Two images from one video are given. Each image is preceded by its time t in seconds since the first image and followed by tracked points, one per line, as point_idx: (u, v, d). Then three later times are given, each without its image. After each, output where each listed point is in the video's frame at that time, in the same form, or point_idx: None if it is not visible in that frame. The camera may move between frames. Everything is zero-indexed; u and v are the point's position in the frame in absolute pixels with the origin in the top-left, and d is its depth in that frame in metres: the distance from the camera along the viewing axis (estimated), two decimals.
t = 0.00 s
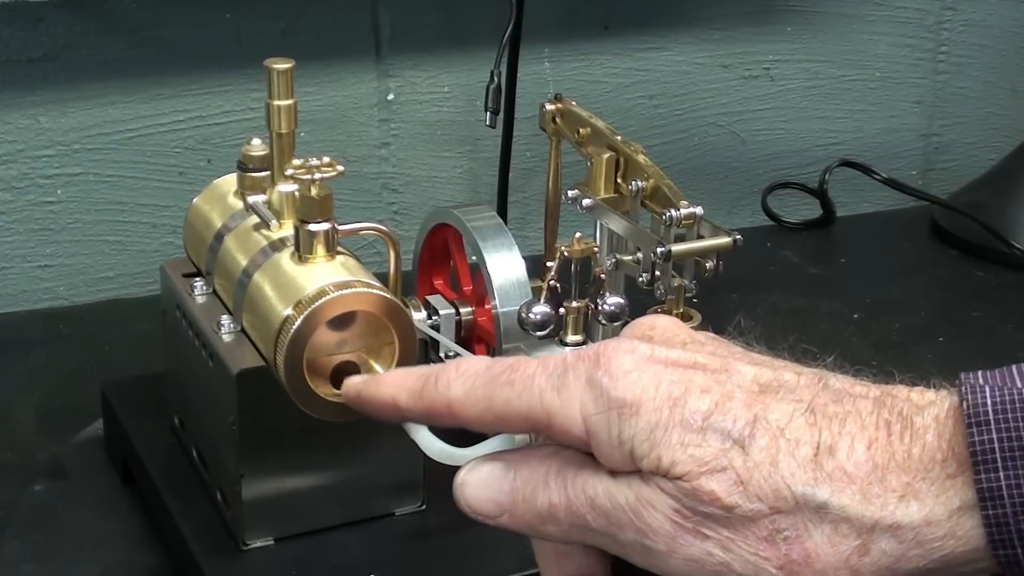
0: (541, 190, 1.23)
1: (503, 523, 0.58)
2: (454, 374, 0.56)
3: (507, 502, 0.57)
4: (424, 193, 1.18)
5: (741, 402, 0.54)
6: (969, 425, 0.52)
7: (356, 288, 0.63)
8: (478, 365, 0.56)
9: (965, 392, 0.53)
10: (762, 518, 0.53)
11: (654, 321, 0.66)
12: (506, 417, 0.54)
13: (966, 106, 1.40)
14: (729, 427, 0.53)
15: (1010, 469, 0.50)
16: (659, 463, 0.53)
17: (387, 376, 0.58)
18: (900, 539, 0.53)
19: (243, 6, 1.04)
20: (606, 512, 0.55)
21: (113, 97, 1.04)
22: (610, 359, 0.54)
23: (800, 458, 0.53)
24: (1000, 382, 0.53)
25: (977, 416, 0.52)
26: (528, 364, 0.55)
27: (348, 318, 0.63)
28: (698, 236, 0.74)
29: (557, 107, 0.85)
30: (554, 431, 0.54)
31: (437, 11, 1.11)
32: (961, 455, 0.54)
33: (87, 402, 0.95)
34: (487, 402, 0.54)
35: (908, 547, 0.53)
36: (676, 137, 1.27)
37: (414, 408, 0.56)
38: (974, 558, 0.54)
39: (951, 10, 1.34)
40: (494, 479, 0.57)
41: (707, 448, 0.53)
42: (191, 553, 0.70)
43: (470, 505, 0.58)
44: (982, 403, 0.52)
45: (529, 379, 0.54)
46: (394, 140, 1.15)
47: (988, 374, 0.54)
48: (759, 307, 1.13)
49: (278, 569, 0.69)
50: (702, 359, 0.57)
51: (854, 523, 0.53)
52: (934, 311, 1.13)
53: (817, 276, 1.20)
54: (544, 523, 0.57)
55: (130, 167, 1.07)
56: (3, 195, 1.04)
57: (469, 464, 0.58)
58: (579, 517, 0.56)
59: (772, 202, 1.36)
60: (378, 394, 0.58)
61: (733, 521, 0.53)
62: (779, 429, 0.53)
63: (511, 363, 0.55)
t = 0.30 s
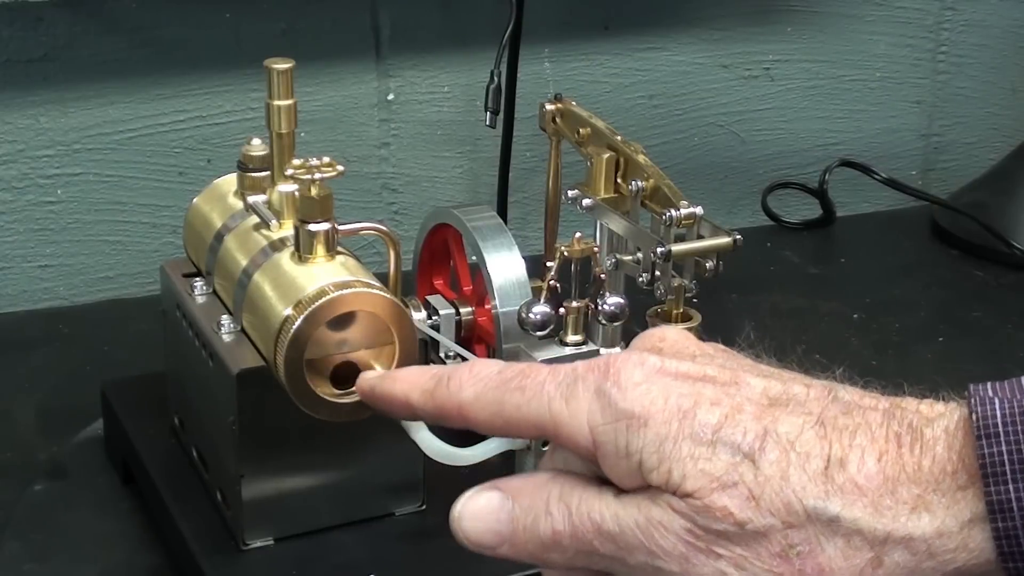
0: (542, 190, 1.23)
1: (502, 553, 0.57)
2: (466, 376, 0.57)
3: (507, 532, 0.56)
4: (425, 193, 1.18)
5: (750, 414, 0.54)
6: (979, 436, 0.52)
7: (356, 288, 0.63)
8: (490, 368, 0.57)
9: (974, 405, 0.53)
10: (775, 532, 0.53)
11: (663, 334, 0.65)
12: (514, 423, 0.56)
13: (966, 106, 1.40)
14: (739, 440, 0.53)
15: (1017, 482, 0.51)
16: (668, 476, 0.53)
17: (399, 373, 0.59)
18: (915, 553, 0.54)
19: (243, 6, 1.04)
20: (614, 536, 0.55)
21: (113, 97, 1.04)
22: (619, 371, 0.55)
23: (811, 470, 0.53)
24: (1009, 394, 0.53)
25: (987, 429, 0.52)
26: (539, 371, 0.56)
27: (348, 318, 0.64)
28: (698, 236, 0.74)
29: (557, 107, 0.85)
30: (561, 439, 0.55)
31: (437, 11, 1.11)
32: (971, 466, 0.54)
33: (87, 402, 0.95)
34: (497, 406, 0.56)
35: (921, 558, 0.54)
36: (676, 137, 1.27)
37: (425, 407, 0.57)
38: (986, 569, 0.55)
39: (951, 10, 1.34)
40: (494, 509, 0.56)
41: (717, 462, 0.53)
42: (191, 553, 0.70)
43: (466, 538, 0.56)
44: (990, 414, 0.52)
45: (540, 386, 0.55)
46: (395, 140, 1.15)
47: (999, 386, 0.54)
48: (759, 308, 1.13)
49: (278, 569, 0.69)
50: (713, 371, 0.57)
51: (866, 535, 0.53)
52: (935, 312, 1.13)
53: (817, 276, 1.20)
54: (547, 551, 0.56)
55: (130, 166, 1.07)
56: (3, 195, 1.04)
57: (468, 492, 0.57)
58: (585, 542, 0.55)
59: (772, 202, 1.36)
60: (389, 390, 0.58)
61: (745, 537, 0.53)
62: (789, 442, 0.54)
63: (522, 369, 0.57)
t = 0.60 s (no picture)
0: (541, 190, 1.23)
1: None
2: (414, 386, 0.57)
3: (455, 554, 0.55)
4: (425, 193, 1.18)
5: (702, 423, 0.54)
6: (933, 439, 0.51)
7: (356, 287, 0.63)
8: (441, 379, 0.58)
9: (928, 408, 0.52)
10: (729, 541, 0.52)
11: (614, 343, 0.64)
12: (464, 434, 0.56)
13: (967, 106, 1.40)
14: (690, 449, 0.53)
15: (973, 484, 0.50)
16: (621, 487, 0.53)
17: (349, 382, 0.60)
18: (868, 556, 0.52)
19: (243, 6, 1.04)
20: (567, 552, 0.54)
21: (113, 97, 1.04)
22: (568, 383, 0.55)
23: (763, 478, 0.52)
24: (961, 397, 0.52)
25: (941, 432, 0.51)
26: (490, 381, 0.57)
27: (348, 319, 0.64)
28: (698, 236, 0.74)
29: (557, 107, 0.85)
30: (512, 449, 0.56)
31: (436, 11, 1.11)
32: (925, 470, 0.52)
33: (87, 402, 0.95)
34: (447, 417, 0.56)
35: (877, 562, 0.52)
36: (676, 137, 1.27)
37: (374, 416, 0.58)
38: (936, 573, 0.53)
39: (952, 10, 1.34)
40: (442, 532, 0.55)
41: (669, 472, 0.52)
42: (191, 553, 0.70)
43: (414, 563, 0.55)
44: (945, 418, 0.51)
45: (489, 396, 0.56)
46: (394, 140, 1.15)
47: (949, 388, 0.53)
48: (758, 308, 1.12)
49: (278, 569, 0.69)
50: (663, 380, 0.57)
51: (820, 541, 0.52)
52: (934, 312, 1.13)
53: (816, 276, 1.20)
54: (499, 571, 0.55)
55: (130, 167, 1.07)
56: (3, 195, 1.04)
57: (416, 517, 0.56)
58: (537, 559, 0.55)
59: (773, 202, 1.36)
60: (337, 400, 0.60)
61: (699, 548, 0.52)
62: (741, 450, 0.53)
63: (471, 380, 0.57)
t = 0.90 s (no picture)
0: (541, 190, 1.23)
1: (460, 565, 0.54)
2: (435, 342, 0.57)
3: (463, 542, 0.53)
4: (424, 193, 1.18)
5: (724, 399, 0.54)
6: (959, 424, 0.52)
7: (356, 288, 0.63)
8: (463, 337, 0.58)
9: (952, 390, 0.53)
10: (751, 520, 0.52)
11: (637, 315, 0.63)
12: (483, 395, 0.56)
13: (966, 106, 1.40)
14: (713, 425, 0.53)
15: (1002, 469, 0.51)
16: (641, 461, 0.53)
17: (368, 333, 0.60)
18: (890, 538, 0.53)
19: (243, 6, 1.04)
20: (582, 537, 0.53)
21: (113, 97, 1.04)
22: (592, 353, 0.55)
23: (786, 457, 0.52)
24: (985, 380, 0.54)
25: (966, 416, 0.52)
26: (512, 344, 0.56)
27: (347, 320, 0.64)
28: (698, 236, 0.74)
29: (557, 107, 0.85)
30: (529, 415, 0.55)
31: (437, 11, 1.11)
32: (949, 454, 0.54)
33: (87, 402, 0.95)
34: (467, 376, 0.56)
35: (897, 545, 0.53)
36: (676, 137, 1.27)
37: (392, 369, 0.58)
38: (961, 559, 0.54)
39: (951, 10, 1.34)
40: (448, 521, 0.53)
41: (690, 448, 0.52)
42: (190, 553, 0.70)
43: (424, 552, 0.53)
44: (970, 400, 0.52)
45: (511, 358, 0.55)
46: (395, 140, 1.15)
47: (976, 370, 0.55)
48: (758, 308, 1.13)
49: (278, 569, 0.69)
50: (687, 352, 0.56)
51: (842, 522, 0.52)
52: (934, 311, 1.13)
53: (817, 275, 1.20)
54: (511, 559, 0.54)
55: (130, 167, 1.07)
56: (3, 195, 1.04)
57: (419, 508, 0.53)
58: (551, 545, 0.53)
59: (772, 202, 1.36)
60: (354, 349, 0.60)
61: (719, 527, 0.52)
62: (763, 428, 0.53)
63: (494, 341, 0.57)
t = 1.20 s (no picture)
0: (541, 190, 1.23)
1: None
2: (477, 392, 0.58)
3: None
4: (424, 193, 1.18)
5: (757, 441, 0.53)
6: (994, 461, 0.48)
7: (356, 288, 0.63)
8: (503, 386, 0.58)
9: (987, 429, 0.49)
10: (789, 565, 0.50)
11: (670, 359, 0.65)
12: (520, 442, 0.57)
13: (966, 106, 1.40)
14: (746, 467, 0.52)
15: None
16: (675, 505, 0.53)
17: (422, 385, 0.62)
18: None
19: (243, 6, 1.04)
20: None
21: (113, 97, 1.04)
22: (623, 398, 0.56)
23: (819, 498, 0.51)
24: None
25: (1003, 454, 0.48)
26: (548, 393, 0.57)
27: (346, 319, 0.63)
28: (698, 236, 0.74)
29: (557, 107, 0.85)
30: (564, 460, 0.56)
31: (437, 11, 1.11)
32: (985, 491, 0.50)
33: (87, 402, 0.95)
34: (505, 423, 0.57)
35: None
36: (675, 137, 1.27)
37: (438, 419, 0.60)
38: None
39: (951, 10, 1.34)
40: None
41: (723, 492, 0.52)
42: (191, 553, 0.70)
43: None
44: (1007, 440, 0.48)
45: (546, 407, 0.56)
46: (395, 140, 1.15)
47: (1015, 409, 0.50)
48: (759, 308, 1.13)
49: (278, 569, 0.69)
50: (720, 397, 0.57)
51: (879, 561, 0.50)
52: (934, 312, 1.13)
53: (817, 276, 1.20)
54: None
55: (129, 166, 1.07)
56: (3, 195, 1.04)
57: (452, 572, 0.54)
58: None
59: (772, 202, 1.36)
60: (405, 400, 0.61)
61: (756, 570, 0.51)
62: (796, 469, 0.52)
63: (533, 389, 0.58)
